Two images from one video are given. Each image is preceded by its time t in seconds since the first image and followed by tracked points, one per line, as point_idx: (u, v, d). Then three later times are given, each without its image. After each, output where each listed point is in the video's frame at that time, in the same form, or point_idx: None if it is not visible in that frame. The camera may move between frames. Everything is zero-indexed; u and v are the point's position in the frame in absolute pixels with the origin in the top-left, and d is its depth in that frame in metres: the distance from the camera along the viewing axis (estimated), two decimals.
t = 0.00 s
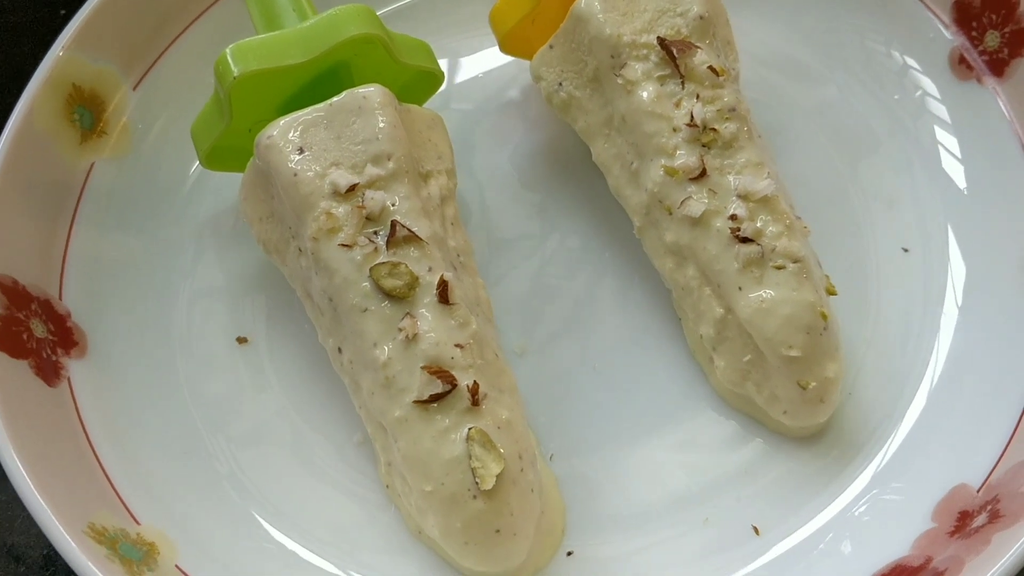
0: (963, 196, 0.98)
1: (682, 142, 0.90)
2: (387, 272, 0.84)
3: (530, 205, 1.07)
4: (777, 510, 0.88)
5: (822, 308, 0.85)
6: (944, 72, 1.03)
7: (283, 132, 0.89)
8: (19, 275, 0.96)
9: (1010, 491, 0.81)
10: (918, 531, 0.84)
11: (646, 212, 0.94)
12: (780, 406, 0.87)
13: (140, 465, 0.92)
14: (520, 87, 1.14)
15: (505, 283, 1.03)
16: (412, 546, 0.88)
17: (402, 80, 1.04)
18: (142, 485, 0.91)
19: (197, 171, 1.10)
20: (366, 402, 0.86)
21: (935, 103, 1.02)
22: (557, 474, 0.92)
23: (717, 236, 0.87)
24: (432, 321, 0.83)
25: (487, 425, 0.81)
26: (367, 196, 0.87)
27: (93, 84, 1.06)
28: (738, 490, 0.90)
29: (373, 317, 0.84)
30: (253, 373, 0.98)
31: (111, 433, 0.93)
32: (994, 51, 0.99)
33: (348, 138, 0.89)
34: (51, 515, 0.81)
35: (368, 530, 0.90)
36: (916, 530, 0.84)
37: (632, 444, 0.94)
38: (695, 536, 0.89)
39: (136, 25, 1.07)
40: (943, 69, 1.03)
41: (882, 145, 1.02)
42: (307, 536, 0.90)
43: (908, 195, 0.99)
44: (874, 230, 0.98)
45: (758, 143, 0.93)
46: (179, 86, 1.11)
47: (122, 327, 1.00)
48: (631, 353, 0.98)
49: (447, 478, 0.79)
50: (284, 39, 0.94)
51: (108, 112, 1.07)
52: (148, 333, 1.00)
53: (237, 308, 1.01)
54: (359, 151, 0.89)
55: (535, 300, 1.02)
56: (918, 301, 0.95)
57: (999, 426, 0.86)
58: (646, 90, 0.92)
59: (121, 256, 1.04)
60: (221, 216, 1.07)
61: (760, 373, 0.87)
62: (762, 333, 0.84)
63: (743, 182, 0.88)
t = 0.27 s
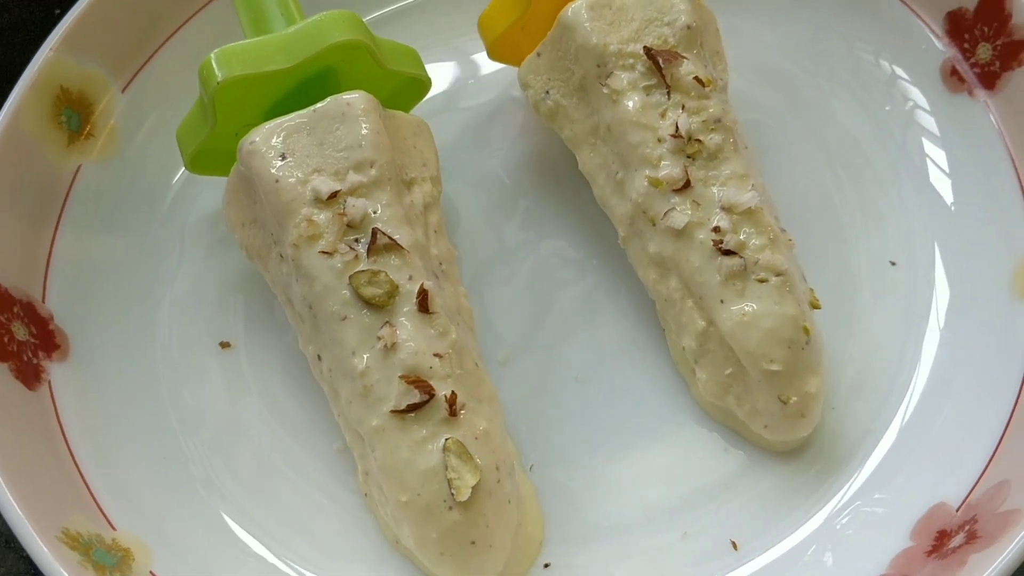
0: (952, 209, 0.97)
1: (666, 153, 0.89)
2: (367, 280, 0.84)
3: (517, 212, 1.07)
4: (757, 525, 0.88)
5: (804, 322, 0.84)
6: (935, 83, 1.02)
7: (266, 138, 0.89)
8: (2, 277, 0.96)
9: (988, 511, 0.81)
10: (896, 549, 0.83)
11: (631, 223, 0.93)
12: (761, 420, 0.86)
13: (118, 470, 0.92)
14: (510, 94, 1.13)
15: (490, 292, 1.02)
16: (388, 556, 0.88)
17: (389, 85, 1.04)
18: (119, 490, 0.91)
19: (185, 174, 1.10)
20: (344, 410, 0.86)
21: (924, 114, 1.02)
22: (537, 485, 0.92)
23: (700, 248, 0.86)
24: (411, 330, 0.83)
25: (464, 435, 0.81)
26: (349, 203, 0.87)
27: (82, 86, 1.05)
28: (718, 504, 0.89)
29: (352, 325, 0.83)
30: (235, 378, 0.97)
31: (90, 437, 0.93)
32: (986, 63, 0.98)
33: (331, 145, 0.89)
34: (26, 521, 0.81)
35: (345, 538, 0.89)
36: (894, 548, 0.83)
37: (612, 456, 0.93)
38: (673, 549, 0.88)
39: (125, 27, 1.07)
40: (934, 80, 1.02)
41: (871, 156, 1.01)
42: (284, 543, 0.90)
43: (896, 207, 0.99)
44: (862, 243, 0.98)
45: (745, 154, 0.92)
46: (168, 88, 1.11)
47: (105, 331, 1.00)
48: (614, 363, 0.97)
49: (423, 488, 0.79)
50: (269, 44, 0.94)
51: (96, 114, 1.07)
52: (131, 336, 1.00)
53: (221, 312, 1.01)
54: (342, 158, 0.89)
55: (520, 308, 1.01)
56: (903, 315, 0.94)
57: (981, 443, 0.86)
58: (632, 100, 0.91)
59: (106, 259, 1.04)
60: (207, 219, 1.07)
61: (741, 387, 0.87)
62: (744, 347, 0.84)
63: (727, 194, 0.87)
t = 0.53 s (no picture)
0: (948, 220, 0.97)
1: (660, 161, 0.89)
2: (356, 286, 0.83)
3: (511, 218, 1.06)
4: (747, 536, 0.87)
5: (797, 332, 0.84)
6: (933, 92, 1.01)
7: (257, 142, 0.89)
8: None
9: (978, 527, 0.80)
10: (885, 564, 0.82)
11: (624, 230, 0.93)
12: (752, 431, 0.86)
13: (106, 474, 0.92)
14: (505, 99, 1.13)
15: (483, 297, 1.02)
16: (376, 563, 0.87)
17: (383, 89, 1.04)
18: (107, 494, 0.91)
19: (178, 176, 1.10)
20: (333, 417, 0.85)
21: (921, 123, 1.01)
22: (526, 493, 0.91)
23: (692, 257, 0.86)
24: (400, 337, 0.82)
25: (452, 444, 0.80)
26: (339, 208, 0.86)
27: (76, 86, 1.05)
28: (708, 515, 0.89)
29: (341, 331, 0.83)
30: (225, 382, 0.97)
31: (79, 441, 0.93)
32: (984, 73, 0.97)
33: (323, 149, 0.89)
34: (11, 525, 0.80)
35: (332, 546, 0.89)
36: (883, 562, 0.83)
37: (603, 465, 0.92)
38: (662, 560, 0.88)
39: (120, 28, 1.07)
40: (931, 89, 1.02)
41: (868, 166, 1.01)
42: (271, 550, 0.89)
43: (892, 217, 0.98)
44: (857, 252, 0.97)
45: (739, 163, 0.92)
46: (163, 90, 1.11)
47: (95, 333, 1.00)
48: (606, 372, 0.97)
49: (410, 497, 0.78)
50: (262, 47, 0.93)
51: (90, 115, 1.07)
52: (122, 339, 1.00)
53: (212, 315, 1.01)
54: (333, 162, 0.88)
55: (512, 314, 1.01)
56: (897, 325, 0.93)
57: (973, 457, 0.85)
58: (626, 107, 0.91)
59: (98, 261, 1.03)
60: (200, 222, 1.07)
61: (732, 398, 0.86)
62: (735, 357, 0.83)
63: (720, 203, 0.87)
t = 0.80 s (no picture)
0: (949, 226, 0.96)
1: (658, 164, 0.88)
2: (349, 286, 0.82)
3: (509, 219, 1.05)
4: (741, 544, 0.86)
5: (794, 338, 0.83)
6: (936, 97, 1.01)
7: (252, 140, 0.88)
8: None
9: (973, 539, 0.79)
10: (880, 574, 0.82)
11: (621, 233, 0.92)
12: (747, 438, 0.85)
13: (97, 471, 0.91)
14: (505, 99, 1.12)
15: (479, 299, 1.01)
16: (366, 565, 0.87)
17: (381, 88, 1.03)
18: (97, 492, 0.90)
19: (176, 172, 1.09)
20: (325, 417, 0.85)
21: (923, 128, 1.00)
22: (519, 497, 0.90)
23: (689, 261, 0.85)
24: (394, 337, 0.82)
25: (444, 446, 0.79)
26: (334, 208, 0.86)
27: (74, 82, 1.05)
28: (702, 521, 0.88)
29: (334, 331, 0.82)
30: (218, 380, 0.96)
31: (70, 437, 0.92)
32: (988, 79, 0.97)
33: (319, 148, 0.88)
34: None
35: (323, 547, 0.88)
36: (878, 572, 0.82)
37: (597, 469, 0.91)
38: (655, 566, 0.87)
39: (119, 24, 1.06)
40: (935, 94, 1.01)
41: (869, 170, 1.00)
42: (261, 550, 0.89)
43: (893, 223, 0.97)
44: (858, 258, 0.96)
45: (738, 167, 0.91)
46: (161, 86, 1.10)
47: (89, 329, 0.99)
48: (602, 375, 0.96)
49: (400, 499, 0.78)
50: (259, 45, 0.93)
51: (88, 110, 1.06)
52: (116, 336, 0.99)
53: (207, 313, 1.00)
54: (329, 162, 0.88)
55: (509, 316, 1.00)
56: (896, 333, 0.93)
57: (970, 467, 0.84)
58: (624, 109, 0.90)
59: (94, 257, 1.03)
60: (196, 220, 1.06)
61: (728, 404, 0.85)
62: (731, 363, 0.82)
63: (718, 207, 0.86)
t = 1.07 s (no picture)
0: (951, 240, 0.95)
1: (658, 174, 0.88)
2: (347, 292, 0.83)
3: (510, 226, 1.05)
4: (735, 557, 0.86)
5: (791, 352, 0.83)
6: (940, 110, 1.00)
7: (254, 144, 0.88)
8: None
9: (966, 558, 0.79)
10: None
11: (620, 243, 0.92)
12: (742, 450, 0.85)
13: (94, 472, 0.92)
14: (508, 105, 1.12)
15: (478, 305, 1.01)
16: (360, 571, 0.87)
17: (383, 93, 1.03)
18: (94, 493, 0.91)
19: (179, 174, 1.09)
20: (321, 423, 0.85)
21: (925, 142, 1.00)
22: (514, 505, 0.90)
23: (687, 272, 0.85)
24: (390, 345, 0.82)
25: (438, 454, 0.79)
26: (334, 214, 0.86)
27: (79, 83, 1.05)
28: (696, 533, 0.88)
29: (331, 337, 0.82)
30: (217, 383, 0.97)
31: (68, 438, 0.93)
32: (993, 92, 0.96)
33: (319, 154, 0.88)
34: None
35: (316, 552, 0.88)
36: None
37: (592, 479, 0.91)
38: None
39: (125, 25, 1.06)
40: (939, 106, 1.00)
41: (872, 183, 0.99)
42: (256, 554, 0.89)
43: (894, 236, 0.97)
44: (858, 270, 0.96)
45: (739, 178, 0.91)
46: (166, 88, 1.11)
47: (89, 330, 0.99)
48: (599, 384, 0.96)
49: (394, 507, 0.78)
50: (261, 49, 0.93)
51: (92, 111, 1.07)
52: (116, 337, 1.00)
53: (207, 315, 1.00)
54: (329, 167, 0.88)
55: (507, 323, 1.00)
56: (895, 347, 0.92)
57: (964, 485, 0.84)
58: (626, 118, 0.90)
59: (95, 257, 1.03)
60: (199, 222, 1.07)
61: (724, 416, 0.85)
62: (727, 375, 0.82)
63: (717, 219, 0.86)
